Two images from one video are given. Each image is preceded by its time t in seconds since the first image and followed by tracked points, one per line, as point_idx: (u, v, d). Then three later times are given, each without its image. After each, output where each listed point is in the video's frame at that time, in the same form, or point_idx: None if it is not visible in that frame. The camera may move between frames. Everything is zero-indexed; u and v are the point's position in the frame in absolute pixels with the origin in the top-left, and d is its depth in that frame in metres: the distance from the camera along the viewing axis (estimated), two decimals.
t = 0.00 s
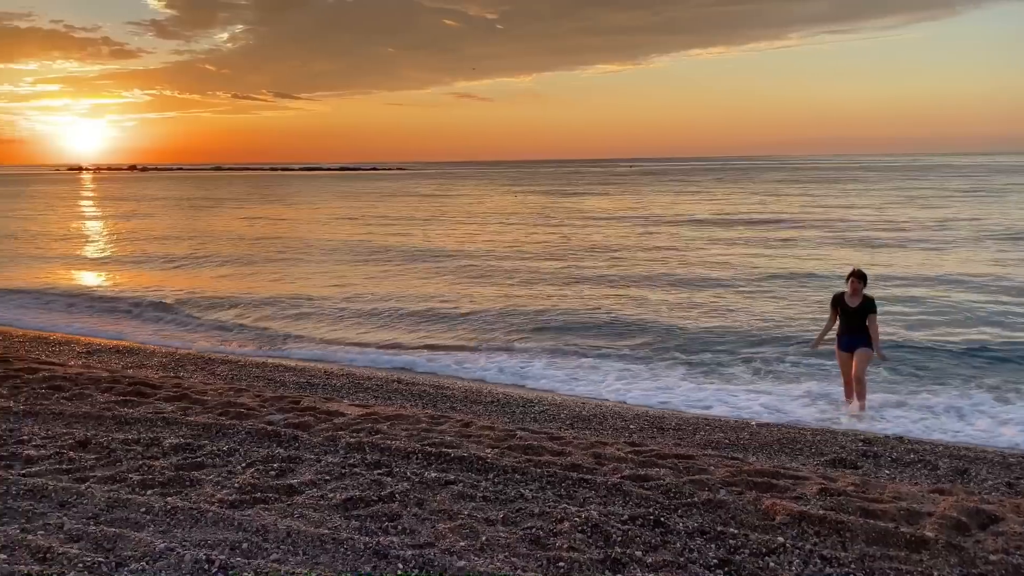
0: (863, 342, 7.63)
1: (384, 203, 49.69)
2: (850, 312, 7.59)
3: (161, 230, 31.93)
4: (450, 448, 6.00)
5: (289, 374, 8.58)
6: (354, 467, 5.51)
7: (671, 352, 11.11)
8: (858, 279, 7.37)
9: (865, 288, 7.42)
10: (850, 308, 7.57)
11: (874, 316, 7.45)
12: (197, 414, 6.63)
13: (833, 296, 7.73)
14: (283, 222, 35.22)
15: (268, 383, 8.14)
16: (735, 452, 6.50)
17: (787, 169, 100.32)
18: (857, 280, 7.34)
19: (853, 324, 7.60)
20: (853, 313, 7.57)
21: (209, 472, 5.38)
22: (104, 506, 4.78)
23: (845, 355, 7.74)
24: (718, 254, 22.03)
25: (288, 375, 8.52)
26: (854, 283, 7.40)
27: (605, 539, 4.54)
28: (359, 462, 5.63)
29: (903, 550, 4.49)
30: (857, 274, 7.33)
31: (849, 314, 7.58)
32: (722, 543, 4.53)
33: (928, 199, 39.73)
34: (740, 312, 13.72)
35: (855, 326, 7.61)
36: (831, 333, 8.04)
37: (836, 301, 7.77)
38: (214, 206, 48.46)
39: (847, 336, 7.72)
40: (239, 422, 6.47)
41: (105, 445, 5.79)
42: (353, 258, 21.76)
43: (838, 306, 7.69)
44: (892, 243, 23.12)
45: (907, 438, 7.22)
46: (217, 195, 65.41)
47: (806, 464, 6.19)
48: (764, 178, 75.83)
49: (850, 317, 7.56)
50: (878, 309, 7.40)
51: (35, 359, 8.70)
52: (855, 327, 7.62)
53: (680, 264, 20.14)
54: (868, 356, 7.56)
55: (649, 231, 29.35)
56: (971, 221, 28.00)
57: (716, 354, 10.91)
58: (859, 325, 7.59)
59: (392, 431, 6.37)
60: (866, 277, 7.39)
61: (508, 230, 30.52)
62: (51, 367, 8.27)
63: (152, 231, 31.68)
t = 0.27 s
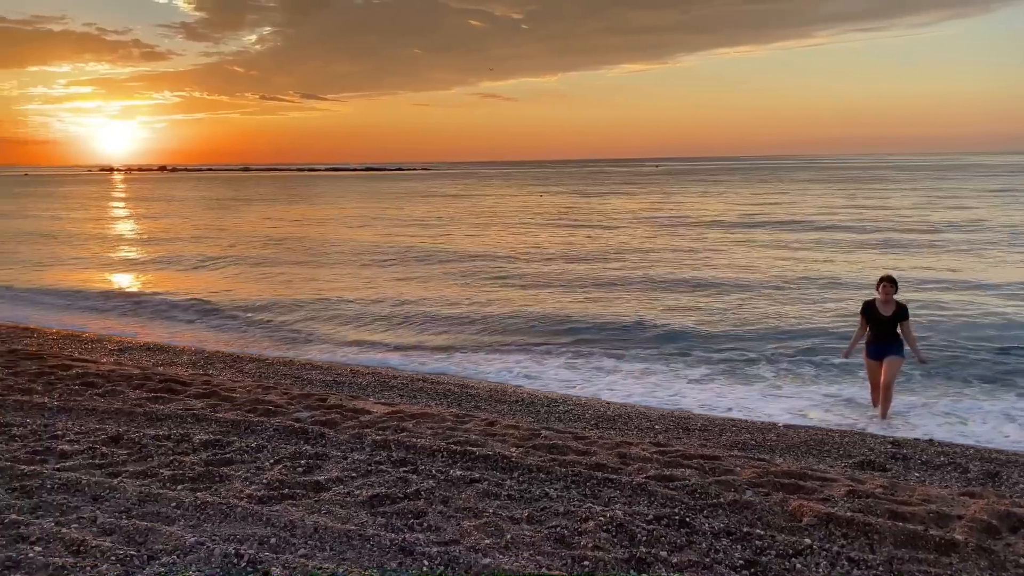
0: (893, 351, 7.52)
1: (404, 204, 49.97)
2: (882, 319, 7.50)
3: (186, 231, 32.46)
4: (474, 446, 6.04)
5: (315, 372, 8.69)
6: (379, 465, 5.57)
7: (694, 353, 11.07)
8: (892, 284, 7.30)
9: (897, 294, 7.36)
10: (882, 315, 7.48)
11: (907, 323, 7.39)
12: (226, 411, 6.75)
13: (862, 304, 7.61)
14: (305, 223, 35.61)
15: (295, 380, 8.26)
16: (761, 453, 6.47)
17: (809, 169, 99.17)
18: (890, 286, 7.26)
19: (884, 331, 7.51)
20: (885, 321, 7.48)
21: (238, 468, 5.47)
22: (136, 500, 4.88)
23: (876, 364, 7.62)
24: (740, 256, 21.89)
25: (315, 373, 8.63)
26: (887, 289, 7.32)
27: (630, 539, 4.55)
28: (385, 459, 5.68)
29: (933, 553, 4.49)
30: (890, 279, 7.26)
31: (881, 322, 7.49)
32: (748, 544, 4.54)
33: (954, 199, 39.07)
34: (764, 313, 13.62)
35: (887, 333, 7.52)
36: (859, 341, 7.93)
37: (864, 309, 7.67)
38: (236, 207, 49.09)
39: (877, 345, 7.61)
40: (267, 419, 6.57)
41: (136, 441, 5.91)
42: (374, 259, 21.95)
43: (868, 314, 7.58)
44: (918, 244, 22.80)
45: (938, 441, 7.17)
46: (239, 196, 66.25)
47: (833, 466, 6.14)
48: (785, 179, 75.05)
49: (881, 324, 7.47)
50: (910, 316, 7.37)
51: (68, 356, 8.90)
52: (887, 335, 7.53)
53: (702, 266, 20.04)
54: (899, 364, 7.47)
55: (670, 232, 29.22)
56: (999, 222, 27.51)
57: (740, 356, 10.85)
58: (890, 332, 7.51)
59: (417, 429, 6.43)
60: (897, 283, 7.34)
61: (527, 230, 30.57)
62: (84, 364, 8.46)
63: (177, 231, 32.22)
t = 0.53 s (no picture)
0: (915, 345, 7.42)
1: (416, 203, 50.07)
2: (906, 314, 7.40)
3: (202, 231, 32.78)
4: (491, 445, 6.06)
5: (333, 371, 8.74)
6: (396, 463, 5.60)
7: (710, 352, 11.02)
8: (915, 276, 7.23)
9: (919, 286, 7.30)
10: (906, 309, 7.38)
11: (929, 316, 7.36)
12: (244, 409, 6.81)
13: (883, 299, 7.51)
14: (319, 223, 35.82)
15: (313, 379, 8.31)
16: (779, 452, 6.44)
17: (823, 167, 98.31)
18: (913, 278, 7.20)
19: (908, 325, 7.43)
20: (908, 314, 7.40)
21: (256, 465, 5.52)
22: (155, 497, 4.94)
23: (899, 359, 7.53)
24: (755, 256, 21.76)
25: (333, 372, 8.68)
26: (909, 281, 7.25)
27: (647, 537, 4.55)
28: (402, 457, 5.71)
29: (952, 553, 4.46)
30: (913, 271, 7.19)
31: (904, 316, 7.40)
32: (766, 543, 4.53)
33: (973, 198, 38.60)
34: (779, 313, 13.56)
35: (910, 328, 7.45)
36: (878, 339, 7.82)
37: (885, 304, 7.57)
38: (250, 207, 49.45)
39: (899, 340, 7.53)
40: (285, 416, 6.62)
41: (156, 438, 5.98)
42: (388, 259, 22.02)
43: (891, 308, 7.46)
44: (937, 243, 22.55)
45: (958, 441, 7.12)
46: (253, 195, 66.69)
47: (852, 466, 6.11)
48: (800, 176, 74.42)
49: (904, 318, 7.40)
50: (932, 308, 7.33)
51: (89, 354, 9.01)
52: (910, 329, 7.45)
53: (717, 266, 19.94)
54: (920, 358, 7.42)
55: (684, 232, 29.09)
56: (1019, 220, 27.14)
57: (757, 355, 10.81)
58: (912, 326, 7.44)
59: (434, 427, 6.46)
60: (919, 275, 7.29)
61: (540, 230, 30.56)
62: (105, 362, 8.57)
63: (193, 231, 32.53)
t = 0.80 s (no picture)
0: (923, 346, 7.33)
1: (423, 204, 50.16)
2: (914, 315, 7.34)
3: (211, 233, 32.99)
4: (500, 444, 6.08)
5: (342, 371, 8.78)
6: (405, 462, 5.63)
7: (719, 351, 11.01)
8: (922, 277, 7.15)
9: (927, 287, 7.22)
10: (914, 310, 7.31)
11: (938, 316, 7.28)
12: (254, 409, 6.86)
13: (891, 300, 7.45)
14: (327, 224, 35.96)
15: (322, 379, 8.35)
16: (789, 451, 6.43)
17: (831, 166, 97.80)
18: (920, 279, 7.13)
19: (916, 326, 7.36)
20: (916, 315, 7.33)
21: (266, 465, 5.56)
22: (167, 497, 4.98)
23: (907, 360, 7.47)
24: (763, 255, 21.70)
25: (343, 372, 8.72)
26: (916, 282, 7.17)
27: (656, 537, 4.56)
28: (411, 457, 5.74)
29: (963, 552, 4.45)
30: (920, 272, 7.12)
31: (912, 317, 7.34)
32: (775, 542, 4.52)
33: (983, 196, 38.32)
34: (787, 312, 13.54)
35: (918, 328, 7.38)
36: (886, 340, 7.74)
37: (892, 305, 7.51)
38: (257, 208, 49.73)
39: (907, 341, 7.46)
40: (295, 417, 6.66)
41: (167, 438, 6.02)
42: (397, 260, 22.11)
43: (899, 310, 7.40)
44: (947, 241, 22.42)
45: (968, 440, 7.10)
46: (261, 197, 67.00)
47: (863, 465, 6.09)
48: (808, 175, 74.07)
49: (912, 319, 7.33)
50: (940, 308, 7.25)
51: (101, 355, 9.10)
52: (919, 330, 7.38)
53: (725, 265, 19.90)
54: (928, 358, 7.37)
55: (692, 232, 29.03)
56: None
57: (766, 354, 10.78)
58: (919, 327, 7.36)
59: (443, 427, 6.48)
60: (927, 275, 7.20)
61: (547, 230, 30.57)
62: (117, 363, 8.65)
63: (202, 233, 32.73)
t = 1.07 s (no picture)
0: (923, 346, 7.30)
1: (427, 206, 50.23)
2: (909, 315, 7.34)
3: (215, 236, 33.09)
4: (504, 445, 6.10)
5: (347, 373, 8.80)
6: (410, 464, 5.65)
7: (722, 351, 10.99)
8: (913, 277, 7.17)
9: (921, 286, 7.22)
10: (908, 310, 7.32)
11: (934, 315, 7.23)
12: (259, 412, 6.88)
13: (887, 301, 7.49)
14: (331, 227, 36.02)
15: (327, 381, 8.38)
16: (793, 451, 6.43)
17: (834, 165, 97.62)
18: (911, 278, 7.15)
19: (913, 327, 7.35)
20: (911, 315, 7.32)
21: (271, 467, 5.59)
22: (172, 499, 5.00)
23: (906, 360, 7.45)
24: (766, 255, 21.68)
25: (347, 374, 8.75)
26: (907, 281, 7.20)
27: (660, 536, 4.57)
28: (415, 458, 5.76)
29: (967, 550, 4.45)
30: (911, 271, 7.14)
31: (908, 317, 7.34)
32: (779, 541, 4.53)
33: (985, 194, 38.27)
34: (788, 311, 13.56)
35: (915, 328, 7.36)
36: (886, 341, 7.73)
37: (889, 306, 7.53)
38: (260, 212, 49.88)
39: (906, 341, 7.45)
40: (300, 419, 6.69)
41: (172, 442, 6.05)
42: (400, 262, 22.14)
43: (894, 311, 7.43)
44: (951, 240, 22.36)
45: (973, 438, 7.09)
46: (264, 200, 67.19)
47: (867, 463, 6.09)
48: (812, 174, 73.94)
49: (908, 318, 7.33)
50: (937, 307, 7.20)
51: (106, 359, 9.14)
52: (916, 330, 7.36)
53: (728, 266, 19.88)
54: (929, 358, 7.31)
55: (695, 232, 29.01)
56: None
57: (769, 354, 10.76)
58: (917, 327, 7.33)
59: (447, 428, 6.50)
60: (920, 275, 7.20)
61: (550, 232, 30.59)
62: (122, 367, 8.69)
63: (206, 237, 32.83)
